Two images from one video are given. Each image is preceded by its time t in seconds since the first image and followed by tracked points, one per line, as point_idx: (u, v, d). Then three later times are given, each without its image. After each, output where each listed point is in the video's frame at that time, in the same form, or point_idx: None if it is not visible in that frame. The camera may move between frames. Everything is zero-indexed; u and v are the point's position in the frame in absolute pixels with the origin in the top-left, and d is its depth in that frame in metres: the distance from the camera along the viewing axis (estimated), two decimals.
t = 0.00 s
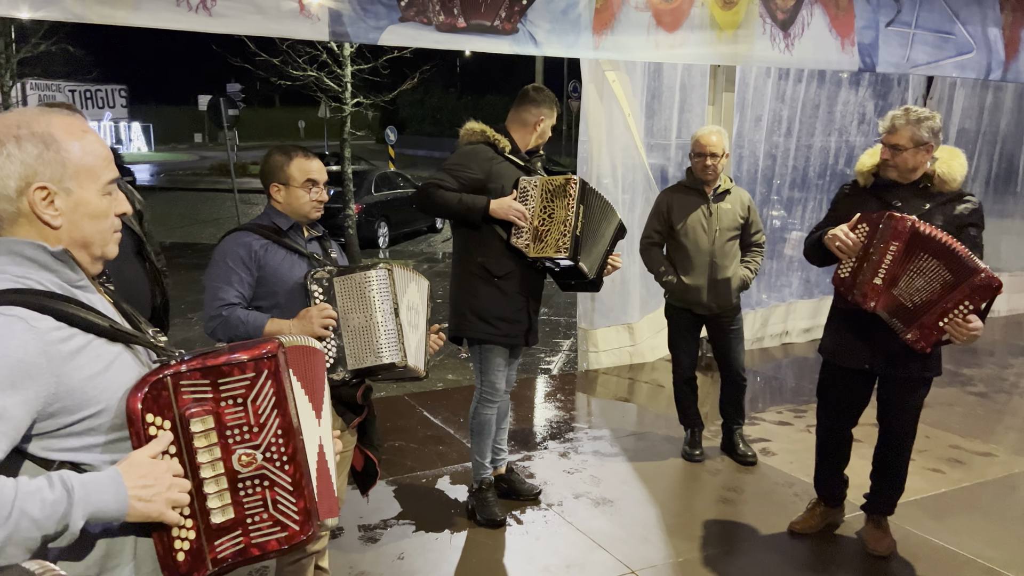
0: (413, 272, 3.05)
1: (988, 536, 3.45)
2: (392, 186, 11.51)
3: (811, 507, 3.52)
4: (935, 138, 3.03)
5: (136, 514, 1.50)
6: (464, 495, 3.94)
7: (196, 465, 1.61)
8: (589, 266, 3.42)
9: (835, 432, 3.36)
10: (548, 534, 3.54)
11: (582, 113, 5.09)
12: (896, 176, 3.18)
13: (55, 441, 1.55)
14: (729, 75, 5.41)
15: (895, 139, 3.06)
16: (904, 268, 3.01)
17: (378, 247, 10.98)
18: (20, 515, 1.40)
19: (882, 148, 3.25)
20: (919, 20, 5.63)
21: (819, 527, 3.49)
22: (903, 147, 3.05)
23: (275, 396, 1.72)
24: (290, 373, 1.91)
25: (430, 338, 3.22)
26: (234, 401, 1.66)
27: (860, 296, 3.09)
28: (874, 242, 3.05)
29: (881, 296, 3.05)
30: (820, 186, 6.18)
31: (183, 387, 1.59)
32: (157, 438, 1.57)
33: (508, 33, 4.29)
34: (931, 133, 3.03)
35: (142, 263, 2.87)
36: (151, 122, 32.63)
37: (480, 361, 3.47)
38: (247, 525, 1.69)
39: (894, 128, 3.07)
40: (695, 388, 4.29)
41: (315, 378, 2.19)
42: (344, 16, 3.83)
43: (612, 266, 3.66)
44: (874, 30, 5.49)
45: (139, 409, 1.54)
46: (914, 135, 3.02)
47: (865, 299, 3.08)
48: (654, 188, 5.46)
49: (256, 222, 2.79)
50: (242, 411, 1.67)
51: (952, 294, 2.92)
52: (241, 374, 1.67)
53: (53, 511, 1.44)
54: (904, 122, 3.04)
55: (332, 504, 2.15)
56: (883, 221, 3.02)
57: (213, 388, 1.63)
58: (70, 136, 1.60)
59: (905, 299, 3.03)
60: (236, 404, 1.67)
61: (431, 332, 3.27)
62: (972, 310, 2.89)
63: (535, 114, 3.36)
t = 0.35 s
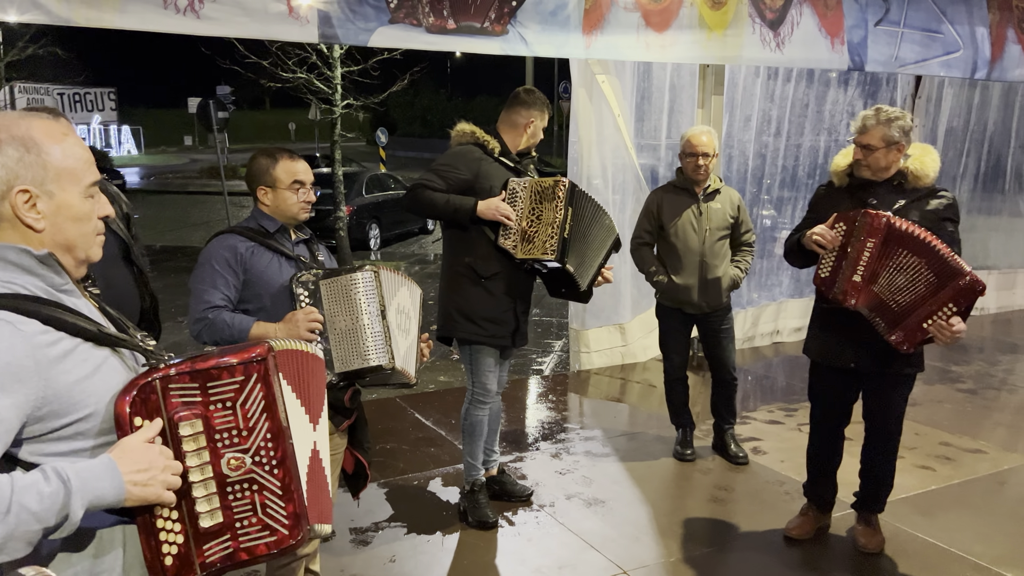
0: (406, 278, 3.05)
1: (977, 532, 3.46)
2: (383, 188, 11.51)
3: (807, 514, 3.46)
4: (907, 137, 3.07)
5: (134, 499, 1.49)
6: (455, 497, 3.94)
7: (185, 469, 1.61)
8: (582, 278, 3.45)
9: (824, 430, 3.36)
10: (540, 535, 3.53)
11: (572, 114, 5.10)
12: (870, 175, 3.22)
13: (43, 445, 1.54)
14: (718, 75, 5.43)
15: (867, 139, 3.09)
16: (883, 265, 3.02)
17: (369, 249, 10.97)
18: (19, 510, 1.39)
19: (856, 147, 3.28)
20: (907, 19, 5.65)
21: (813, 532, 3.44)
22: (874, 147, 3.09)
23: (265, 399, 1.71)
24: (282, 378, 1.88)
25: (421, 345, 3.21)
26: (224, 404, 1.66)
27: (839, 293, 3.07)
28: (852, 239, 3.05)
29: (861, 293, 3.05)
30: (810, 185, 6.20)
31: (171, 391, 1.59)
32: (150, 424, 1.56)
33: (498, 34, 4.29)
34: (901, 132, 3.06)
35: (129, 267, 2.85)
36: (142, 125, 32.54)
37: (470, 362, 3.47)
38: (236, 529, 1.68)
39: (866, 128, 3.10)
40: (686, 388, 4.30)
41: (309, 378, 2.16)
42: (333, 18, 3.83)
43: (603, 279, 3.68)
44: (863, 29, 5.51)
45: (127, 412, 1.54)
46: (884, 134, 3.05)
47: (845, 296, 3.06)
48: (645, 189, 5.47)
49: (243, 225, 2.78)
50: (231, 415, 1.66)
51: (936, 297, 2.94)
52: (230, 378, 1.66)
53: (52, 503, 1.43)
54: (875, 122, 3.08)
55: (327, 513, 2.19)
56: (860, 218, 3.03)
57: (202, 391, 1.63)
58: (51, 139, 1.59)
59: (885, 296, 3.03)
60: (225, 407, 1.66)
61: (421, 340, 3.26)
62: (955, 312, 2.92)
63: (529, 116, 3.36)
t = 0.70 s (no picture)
0: (396, 281, 3.06)
1: (961, 529, 3.48)
2: (372, 189, 11.51)
3: (793, 512, 3.47)
4: (872, 137, 3.09)
5: (114, 498, 1.48)
6: (444, 498, 3.93)
7: (168, 470, 1.60)
8: (569, 286, 3.46)
9: (810, 429, 3.37)
10: (528, 535, 3.53)
11: (560, 115, 5.12)
12: (838, 176, 3.23)
13: (26, 447, 1.53)
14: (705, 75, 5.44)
15: (833, 140, 3.12)
16: (854, 264, 3.05)
17: (359, 250, 10.96)
18: None
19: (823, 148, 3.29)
20: (892, 20, 5.69)
21: (800, 530, 3.45)
22: (841, 148, 3.11)
23: (247, 400, 1.71)
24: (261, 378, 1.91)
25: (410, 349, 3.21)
26: (206, 405, 1.65)
27: (812, 291, 3.09)
28: (822, 238, 3.08)
29: (834, 292, 3.07)
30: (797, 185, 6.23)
31: (153, 393, 1.58)
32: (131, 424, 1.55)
33: (486, 35, 4.29)
34: (866, 132, 3.08)
35: (114, 269, 2.83)
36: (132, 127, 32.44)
37: (457, 361, 3.46)
38: (220, 529, 1.68)
39: (831, 129, 3.12)
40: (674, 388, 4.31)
41: (288, 379, 2.15)
42: (321, 19, 3.83)
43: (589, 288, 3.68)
44: (848, 30, 5.54)
45: (109, 414, 1.52)
46: (850, 136, 3.07)
47: (817, 295, 3.08)
48: (633, 189, 5.48)
49: (230, 225, 2.78)
50: (214, 415, 1.66)
51: (913, 302, 2.97)
52: (212, 378, 1.65)
53: (32, 501, 1.41)
54: (840, 124, 3.10)
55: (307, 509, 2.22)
56: (829, 217, 3.06)
57: (184, 392, 1.62)
58: (32, 141, 1.58)
59: (857, 296, 3.06)
60: (207, 408, 1.65)
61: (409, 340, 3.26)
62: (928, 316, 2.96)
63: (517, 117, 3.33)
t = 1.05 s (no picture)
0: (386, 286, 3.05)
1: (947, 528, 3.50)
2: (361, 190, 11.49)
3: (781, 513, 3.48)
4: (837, 139, 3.12)
5: (90, 514, 1.48)
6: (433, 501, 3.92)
7: (150, 473, 1.58)
8: (553, 295, 3.45)
9: (797, 430, 3.37)
10: (517, 537, 3.52)
11: (549, 117, 5.13)
12: (806, 179, 3.25)
13: (8, 451, 1.51)
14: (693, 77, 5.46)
15: (799, 144, 3.14)
16: (831, 262, 3.06)
17: (348, 252, 10.93)
18: None
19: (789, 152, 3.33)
20: (876, 24, 5.73)
21: (788, 531, 3.46)
22: (807, 151, 3.14)
23: (229, 401, 1.70)
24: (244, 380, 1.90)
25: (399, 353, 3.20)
26: (188, 408, 1.64)
27: (791, 291, 3.08)
28: (797, 238, 3.09)
29: (812, 291, 3.07)
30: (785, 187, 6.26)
31: (135, 396, 1.56)
32: (109, 428, 1.53)
33: (475, 37, 4.29)
34: (831, 135, 3.11)
35: (95, 273, 2.82)
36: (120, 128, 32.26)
37: (444, 362, 3.45)
38: (203, 532, 1.66)
39: (798, 133, 3.15)
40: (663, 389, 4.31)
41: (268, 381, 2.14)
42: (309, 20, 3.81)
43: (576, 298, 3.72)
44: (834, 33, 5.57)
45: (89, 417, 1.51)
46: (815, 139, 3.11)
47: (796, 294, 3.07)
48: (622, 191, 5.49)
49: (217, 227, 2.76)
50: (196, 418, 1.64)
51: (896, 300, 3.01)
52: (193, 380, 1.64)
53: (10, 527, 1.41)
54: (805, 127, 3.13)
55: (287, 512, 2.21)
56: (804, 217, 3.09)
57: (165, 394, 1.61)
58: None
59: (835, 294, 3.07)
60: (189, 410, 1.64)
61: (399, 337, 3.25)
62: (911, 313, 3.00)
63: (495, 118, 3.29)
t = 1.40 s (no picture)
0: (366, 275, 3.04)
1: (925, 529, 3.54)
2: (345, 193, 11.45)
3: (762, 515, 3.51)
4: (797, 143, 3.16)
5: (79, 504, 1.47)
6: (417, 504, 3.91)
7: (128, 459, 1.57)
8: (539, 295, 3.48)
9: (777, 432, 3.40)
10: (500, 541, 3.52)
11: (533, 121, 5.16)
12: (769, 184, 3.28)
13: None
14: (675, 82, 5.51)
15: (760, 150, 3.18)
16: (800, 258, 3.11)
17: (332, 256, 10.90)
18: None
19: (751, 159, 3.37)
20: (854, 31, 5.79)
21: (769, 533, 3.48)
22: (769, 157, 3.18)
23: (203, 383, 1.69)
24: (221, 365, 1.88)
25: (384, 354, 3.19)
26: (161, 392, 1.63)
27: (765, 292, 3.12)
28: (765, 240, 3.14)
29: (786, 288, 3.10)
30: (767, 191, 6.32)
31: (106, 384, 1.55)
32: (86, 417, 1.52)
33: (460, 40, 4.30)
34: (791, 139, 3.15)
35: (74, 276, 2.77)
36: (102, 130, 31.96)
37: (421, 365, 3.45)
38: (187, 514, 1.65)
39: (758, 140, 3.19)
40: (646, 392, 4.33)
41: (245, 370, 2.14)
42: (293, 22, 3.79)
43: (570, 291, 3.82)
44: (814, 39, 5.63)
45: (61, 408, 1.50)
46: (776, 144, 3.14)
47: (772, 294, 3.10)
48: (605, 195, 5.52)
49: (198, 230, 2.75)
50: (170, 402, 1.64)
51: (869, 278, 3.00)
52: (165, 364, 1.64)
53: (8, 522, 1.41)
54: (766, 133, 3.17)
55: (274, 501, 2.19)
56: (769, 219, 3.13)
57: (138, 379, 1.60)
58: None
59: (810, 287, 3.10)
60: (163, 395, 1.63)
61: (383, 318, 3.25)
62: (890, 287, 2.97)
63: (462, 118, 3.28)
